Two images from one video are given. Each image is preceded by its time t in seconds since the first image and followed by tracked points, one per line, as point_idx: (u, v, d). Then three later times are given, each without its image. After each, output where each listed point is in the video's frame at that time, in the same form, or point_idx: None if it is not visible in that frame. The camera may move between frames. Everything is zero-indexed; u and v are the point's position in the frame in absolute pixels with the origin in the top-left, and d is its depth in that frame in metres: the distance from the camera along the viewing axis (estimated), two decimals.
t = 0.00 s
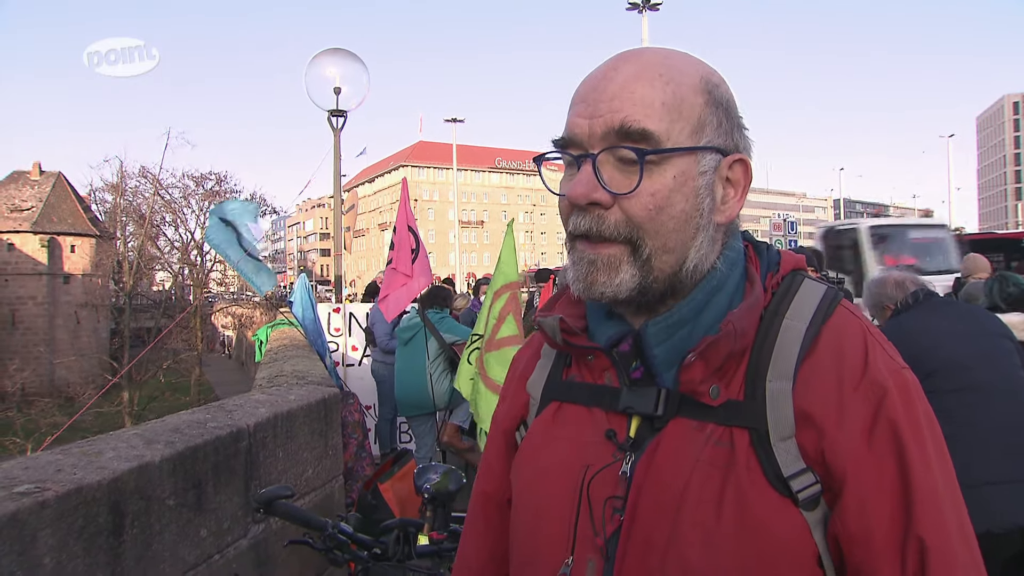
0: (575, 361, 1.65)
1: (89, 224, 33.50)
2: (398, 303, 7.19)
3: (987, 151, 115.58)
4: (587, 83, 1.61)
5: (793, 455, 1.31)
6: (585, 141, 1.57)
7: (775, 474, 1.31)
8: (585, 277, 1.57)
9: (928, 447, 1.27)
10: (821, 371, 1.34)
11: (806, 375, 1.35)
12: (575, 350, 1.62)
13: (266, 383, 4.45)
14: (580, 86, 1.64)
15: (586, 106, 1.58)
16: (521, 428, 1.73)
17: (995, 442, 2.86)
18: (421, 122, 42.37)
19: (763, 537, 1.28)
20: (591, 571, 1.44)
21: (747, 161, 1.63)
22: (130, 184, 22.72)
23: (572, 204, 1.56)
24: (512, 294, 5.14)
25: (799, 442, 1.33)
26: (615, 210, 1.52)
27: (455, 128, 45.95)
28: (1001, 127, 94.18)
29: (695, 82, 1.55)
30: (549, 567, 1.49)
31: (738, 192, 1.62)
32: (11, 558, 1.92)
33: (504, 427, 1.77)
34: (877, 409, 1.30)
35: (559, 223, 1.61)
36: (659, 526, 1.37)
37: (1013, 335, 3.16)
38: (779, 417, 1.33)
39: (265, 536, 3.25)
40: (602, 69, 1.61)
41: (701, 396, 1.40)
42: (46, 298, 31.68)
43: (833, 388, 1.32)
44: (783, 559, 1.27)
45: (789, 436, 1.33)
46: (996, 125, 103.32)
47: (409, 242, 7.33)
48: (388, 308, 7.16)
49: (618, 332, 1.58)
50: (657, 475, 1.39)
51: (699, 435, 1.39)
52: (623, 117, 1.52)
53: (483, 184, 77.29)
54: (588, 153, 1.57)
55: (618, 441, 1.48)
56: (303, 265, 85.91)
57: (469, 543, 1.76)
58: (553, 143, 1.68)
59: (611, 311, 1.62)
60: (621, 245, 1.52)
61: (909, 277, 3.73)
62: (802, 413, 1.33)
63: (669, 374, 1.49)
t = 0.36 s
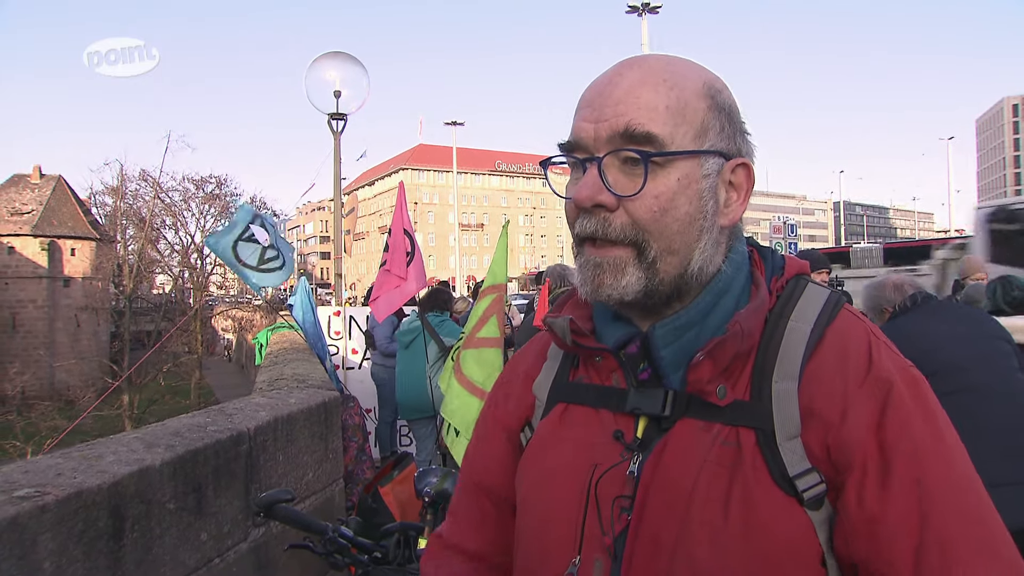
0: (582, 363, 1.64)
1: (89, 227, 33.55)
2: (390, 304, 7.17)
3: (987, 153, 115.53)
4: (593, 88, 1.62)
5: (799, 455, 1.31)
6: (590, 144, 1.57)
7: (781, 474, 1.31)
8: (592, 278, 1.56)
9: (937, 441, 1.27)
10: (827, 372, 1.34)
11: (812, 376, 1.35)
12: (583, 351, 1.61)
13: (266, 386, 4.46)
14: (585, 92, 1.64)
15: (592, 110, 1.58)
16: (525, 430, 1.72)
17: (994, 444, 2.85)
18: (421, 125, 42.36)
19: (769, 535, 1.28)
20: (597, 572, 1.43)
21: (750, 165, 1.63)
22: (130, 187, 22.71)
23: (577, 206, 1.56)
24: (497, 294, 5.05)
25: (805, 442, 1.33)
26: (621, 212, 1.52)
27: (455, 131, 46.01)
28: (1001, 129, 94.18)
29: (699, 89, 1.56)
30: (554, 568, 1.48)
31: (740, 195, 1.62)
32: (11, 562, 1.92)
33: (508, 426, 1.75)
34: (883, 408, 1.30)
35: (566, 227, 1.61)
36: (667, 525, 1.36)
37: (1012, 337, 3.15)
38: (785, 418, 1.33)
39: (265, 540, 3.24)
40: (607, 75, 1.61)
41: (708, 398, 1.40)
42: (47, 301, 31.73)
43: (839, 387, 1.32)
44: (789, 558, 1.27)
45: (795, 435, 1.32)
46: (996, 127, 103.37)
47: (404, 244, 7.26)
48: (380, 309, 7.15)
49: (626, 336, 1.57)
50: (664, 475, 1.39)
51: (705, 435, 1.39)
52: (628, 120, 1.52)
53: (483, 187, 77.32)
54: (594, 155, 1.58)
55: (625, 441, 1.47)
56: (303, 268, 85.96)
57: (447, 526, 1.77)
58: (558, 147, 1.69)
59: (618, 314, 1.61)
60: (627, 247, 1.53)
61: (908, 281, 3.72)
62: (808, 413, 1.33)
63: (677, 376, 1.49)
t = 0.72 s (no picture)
0: (580, 362, 1.64)
1: (91, 225, 33.56)
2: (389, 300, 7.15)
3: (989, 155, 115.40)
4: (592, 89, 1.62)
5: (793, 453, 1.31)
6: (589, 144, 1.57)
7: (776, 472, 1.31)
8: (589, 276, 1.56)
9: (927, 437, 1.25)
10: (821, 369, 1.34)
11: (807, 374, 1.35)
12: (582, 349, 1.61)
13: (267, 385, 4.46)
14: (584, 93, 1.64)
15: (591, 111, 1.58)
16: (524, 430, 1.70)
17: (994, 445, 2.85)
18: (422, 124, 42.33)
19: (759, 532, 1.28)
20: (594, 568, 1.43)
21: (746, 167, 1.63)
22: (132, 185, 22.71)
23: (575, 206, 1.57)
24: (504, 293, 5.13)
25: (800, 440, 1.33)
26: (617, 212, 1.52)
27: (456, 130, 46.01)
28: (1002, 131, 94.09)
29: (697, 90, 1.56)
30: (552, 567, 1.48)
31: (737, 197, 1.62)
32: (13, 560, 1.93)
33: (507, 424, 1.74)
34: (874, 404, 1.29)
35: (563, 226, 1.61)
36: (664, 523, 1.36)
37: (1013, 340, 3.15)
38: (782, 416, 1.33)
39: (266, 539, 3.24)
40: (605, 78, 1.61)
41: (704, 396, 1.40)
42: (47, 299, 31.74)
43: (832, 385, 1.32)
44: (781, 555, 1.27)
45: (791, 433, 1.32)
46: (998, 128, 103.30)
47: (404, 243, 7.26)
48: (377, 306, 7.13)
49: (624, 335, 1.57)
50: (662, 472, 1.39)
51: (703, 433, 1.39)
52: (626, 120, 1.53)
53: (484, 186, 77.32)
54: (592, 155, 1.58)
55: (623, 439, 1.47)
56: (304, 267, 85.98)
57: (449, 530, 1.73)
58: (557, 147, 1.69)
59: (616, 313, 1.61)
60: (623, 247, 1.53)
61: (912, 280, 3.70)
62: (801, 412, 1.33)
63: (674, 375, 1.49)
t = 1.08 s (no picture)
0: (576, 361, 1.64)
1: (89, 226, 33.52)
2: (399, 303, 6.62)
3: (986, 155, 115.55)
4: (594, 88, 1.62)
5: (785, 452, 1.31)
6: (589, 142, 1.58)
7: (769, 471, 1.31)
8: (580, 275, 1.57)
9: (920, 437, 1.26)
10: (814, 369, 1.35)
11: (801, 374, 1.35)
12: (577, 348, 1.62)
13: (265, 386, 4.46)
14: (585, 93, 1.64)
15: (591, 110, 1.59)
16: (523, 428, 1.70)
17: (991, 444, 2.85)
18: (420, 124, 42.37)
19: (749, 531, 1.29)
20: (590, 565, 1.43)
21: (743, 172, 1.64)
22: (130, 186, 22.68)
23: (573, 203, 1.57)
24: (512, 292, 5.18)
25: (791, 439, 1.33)
26: (615, 211, 1.52)
27: (455, 131, 45.98)
28: (999, 131, 94.29)
29: (697, 94, 1.56)
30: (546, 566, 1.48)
31: (734, 201, 1.63)
32: (12, 561, 1.92)
33: (505, 422, 1.74)
34: (867, 404, 1.30)
35: (560, 223, 1.61)
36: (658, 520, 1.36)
37: (1011, 340, 3.15)
38: (775, 415, 1.34)
39: (264, 539, 3.24)
40: (606, 79, 1.61)
41: (697, 394, 1.40)
42: (45, 300, 31.70)
43: (825, 384, 1.33)
44: (771, 553, 1.28)
45: (783, 432, 1.33)
46: (995, 129, 103.66)
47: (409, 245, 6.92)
48: (387, 308, 6.58)
49: (620, 334, 1.57)
50: (656, 470, 1.39)
51: (696, 431, 1.39)
52: (627, 119, 1.53)
53: (482, 187, 77.33)
54: (592, 154, 1.58)
55: (618, 438, 1.47)
56: (302, 268, 85.93)
57: (443, 525, 1.73)
58: (558, 144, 1.69)
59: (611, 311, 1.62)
60: (619, 246, 1.53)
61: (912, 278, 3.72)
62: (794, 412, 1.33)
63: (668, 375, 1.49)
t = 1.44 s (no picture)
0: (582, 359, 1.63)
1: (90, 226, 33.56)
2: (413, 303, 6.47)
3: (987, 152, 115.37)
4: (616, 87, 1.61)
5: (790, 450, 1.31)
6: (606, 143, 1.57)
7: (772, 467, 1.30)
8: (590, 275, 1.57)
9: (924, 437, 1.26)
10: (819, 368, 1.34)
11: (806, 372, 1.35)
12: (583, 346, 1.61)
13: (267, 385, 4.46)
14: (607, 92, 1.64)
15: (612, 110, 1.58)
16: (527, 426, 1.69)
17: (993, 443, 2.84)
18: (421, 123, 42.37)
19: (753, 529, 1.28)
20: (594, 562, 1.42)
21: (760, 182, 1.62)
22: (131, 186, 22.67)
23: (584, 205, 1.57)
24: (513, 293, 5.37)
25: (796, 437, 1.33)
26: (626, 217, 1.53)
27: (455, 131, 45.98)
28: (1001, 128, 94.21)
29: (721, 101, 1.55)
30: (548, 564, 1.47)
31: (746, 211, 1.62)
32: (13, 560, 1.92)
33: (509, 420, 1.74)
34: (871, 403, 1.29)
35: (570, 223, 1.61)
36: (661, 518, 1.36)
37: (1012, 339, 3.14)
38: (779, 413, 1.33)
39: (266, 538, 3.24)
40: (630, 77, 1.60)
41: (703, 392, 1.39)
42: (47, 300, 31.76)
43: (830, 381, 1.32)
44: (775, 549, 1.27)
45: (787, 430, 1.32)
46: (996, 126, 103.56)
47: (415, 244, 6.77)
48: (404, 309, 6.44)
49: (626, 331, 1.57)
50: (660, 468, 1.38)
51: (701, 429, 1.38)
52: (646, 125, 1.52)
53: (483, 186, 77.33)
54: (608, 156, 1.57)
55: (623, 435, 1.47)
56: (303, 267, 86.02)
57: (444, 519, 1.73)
58: (574, 142, 1.68)
59: (616, 310, 1.61)
60: (628, 251, 1.53)
61: (912, 277, 3.70)
62: (799, 411, 1.33)
63: (673, 372, 1.48)
